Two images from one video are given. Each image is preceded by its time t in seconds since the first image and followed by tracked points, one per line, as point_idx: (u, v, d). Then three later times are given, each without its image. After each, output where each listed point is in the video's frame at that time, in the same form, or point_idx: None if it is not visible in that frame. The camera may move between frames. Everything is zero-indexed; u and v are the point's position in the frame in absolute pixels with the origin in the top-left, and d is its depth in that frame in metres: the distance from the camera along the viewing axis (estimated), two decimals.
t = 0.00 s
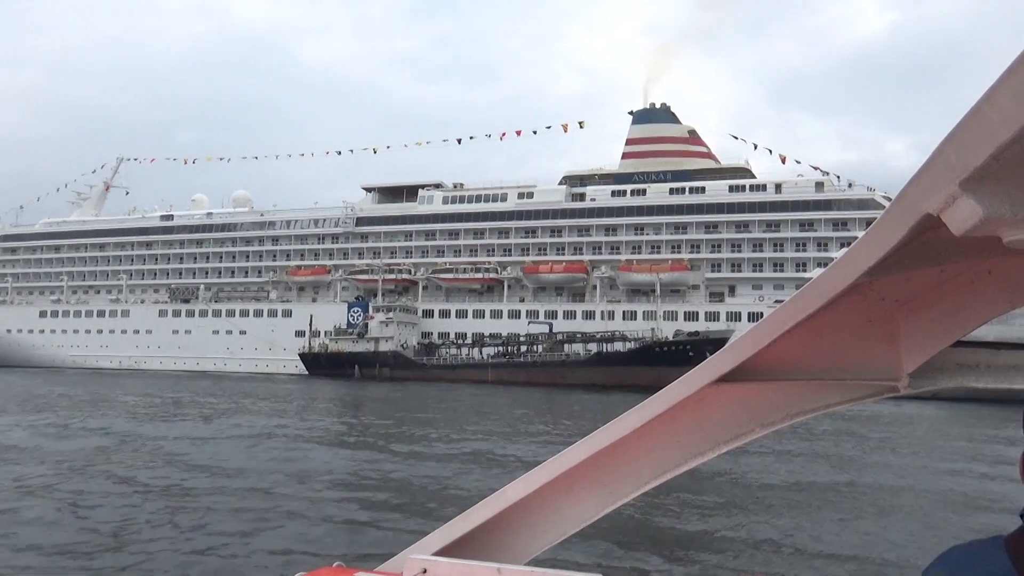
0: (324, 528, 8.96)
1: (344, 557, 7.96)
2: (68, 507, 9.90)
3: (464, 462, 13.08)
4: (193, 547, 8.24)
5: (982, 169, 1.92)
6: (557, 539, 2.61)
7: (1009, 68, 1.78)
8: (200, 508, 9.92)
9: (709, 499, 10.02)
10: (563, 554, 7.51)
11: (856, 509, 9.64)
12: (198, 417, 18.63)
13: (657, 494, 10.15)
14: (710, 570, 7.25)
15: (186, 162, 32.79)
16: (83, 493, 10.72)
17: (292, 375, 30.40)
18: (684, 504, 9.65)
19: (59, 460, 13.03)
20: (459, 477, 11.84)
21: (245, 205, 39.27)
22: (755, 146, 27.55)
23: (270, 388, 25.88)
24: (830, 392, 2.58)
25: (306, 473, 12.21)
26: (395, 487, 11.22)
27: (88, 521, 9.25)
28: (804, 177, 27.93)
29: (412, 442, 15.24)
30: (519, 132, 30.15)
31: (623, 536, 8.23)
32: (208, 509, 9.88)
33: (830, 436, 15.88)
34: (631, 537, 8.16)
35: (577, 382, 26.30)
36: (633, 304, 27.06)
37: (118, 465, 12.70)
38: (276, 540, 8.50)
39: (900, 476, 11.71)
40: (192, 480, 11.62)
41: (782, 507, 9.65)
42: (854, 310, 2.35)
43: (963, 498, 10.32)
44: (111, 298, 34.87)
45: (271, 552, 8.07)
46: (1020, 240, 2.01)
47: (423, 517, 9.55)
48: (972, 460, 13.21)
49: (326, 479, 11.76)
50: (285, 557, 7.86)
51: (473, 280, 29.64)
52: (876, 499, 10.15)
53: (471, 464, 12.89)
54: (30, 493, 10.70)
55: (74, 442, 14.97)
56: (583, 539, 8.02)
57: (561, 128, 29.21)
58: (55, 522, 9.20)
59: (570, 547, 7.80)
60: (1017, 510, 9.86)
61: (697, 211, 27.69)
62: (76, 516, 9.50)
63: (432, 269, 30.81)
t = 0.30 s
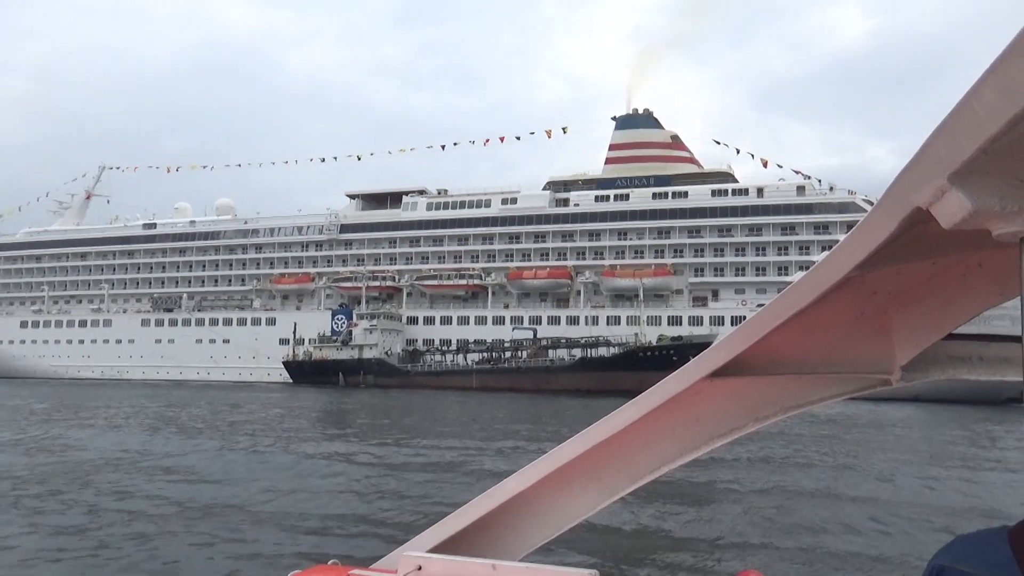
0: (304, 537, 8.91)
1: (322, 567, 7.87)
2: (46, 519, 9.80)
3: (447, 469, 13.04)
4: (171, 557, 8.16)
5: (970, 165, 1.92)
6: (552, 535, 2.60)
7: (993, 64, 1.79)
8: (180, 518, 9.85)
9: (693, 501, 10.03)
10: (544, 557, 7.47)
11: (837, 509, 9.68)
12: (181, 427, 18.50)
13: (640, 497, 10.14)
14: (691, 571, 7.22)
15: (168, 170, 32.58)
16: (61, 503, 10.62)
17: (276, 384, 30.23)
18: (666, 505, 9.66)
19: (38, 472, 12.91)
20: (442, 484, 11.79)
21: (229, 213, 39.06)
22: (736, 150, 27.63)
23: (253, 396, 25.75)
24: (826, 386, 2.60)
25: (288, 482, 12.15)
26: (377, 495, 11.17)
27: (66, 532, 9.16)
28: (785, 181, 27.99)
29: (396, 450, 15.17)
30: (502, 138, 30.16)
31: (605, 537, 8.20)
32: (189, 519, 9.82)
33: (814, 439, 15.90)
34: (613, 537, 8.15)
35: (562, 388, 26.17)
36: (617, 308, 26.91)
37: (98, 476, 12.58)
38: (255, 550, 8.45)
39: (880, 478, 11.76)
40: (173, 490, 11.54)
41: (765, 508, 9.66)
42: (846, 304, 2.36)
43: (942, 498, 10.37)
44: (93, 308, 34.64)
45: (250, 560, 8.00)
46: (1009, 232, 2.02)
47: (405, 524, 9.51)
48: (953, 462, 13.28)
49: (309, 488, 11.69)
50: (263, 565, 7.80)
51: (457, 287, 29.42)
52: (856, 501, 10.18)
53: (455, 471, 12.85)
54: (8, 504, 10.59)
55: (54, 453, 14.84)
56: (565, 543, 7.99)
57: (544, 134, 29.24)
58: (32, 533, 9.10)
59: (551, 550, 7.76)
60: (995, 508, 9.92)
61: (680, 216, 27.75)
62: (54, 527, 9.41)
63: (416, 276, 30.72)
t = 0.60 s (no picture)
0: (284, 548, 8.84)
1: None
2: (25, 532, 9.68)
3: (430, 478, 12.99)
4: (152, 569, 8.08)
5: (964, 161, 1.91)
6: (550, 535, 2.59)
7: (989, 59, 1.77)
8: (159, 530, 9.76)
9: (675, 506, 10.03)
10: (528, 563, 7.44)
11: (817, 513, 9.71)
12: (164, 438, 18.34)
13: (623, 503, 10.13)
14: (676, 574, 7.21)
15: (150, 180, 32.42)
16: (41, 517, 10.50)
17: (259, 394, 30.10)
18: (648, 510, 9.65)
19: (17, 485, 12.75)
20: (424, 494, 11.75)
21: (212, 223, 38.89)
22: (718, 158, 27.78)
23: (236, 407, 25.61)
24: (821, 383, 2.61)
25: (269, 492, 12.07)
26: (359, 505, 11.11)
27: (46, 545, 9.05)
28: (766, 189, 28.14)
29: (380, 459, 15.11)
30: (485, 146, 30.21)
31: (589, 543, 8.17)
32: (168, 530, 9.73)
33: (796, 444, 15.97)
34: (593, 541, 8.14)
35: (545, 397, 26.23)
36: (600, 316, 26.96)
37: (79, 488, 12.45)
38: (233, 561, 8.38)
39: (861, 483, 11.80)
40: (152, 502, 11.44)
41: (746, 513, 9.68)
42: (843, 302, 2.36)
43: (921, 503, 10.42)
44: (74, 319, 34.37)
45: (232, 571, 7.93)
46: (1003, 230, 2.02)
47: (386, 533, 9.47)
48: (933, 466, 13.35)
49: (290, 498, 11.62)
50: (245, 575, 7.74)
51: (440, 296, 29.58)
52: (837, 504, 10.21)
53: (437, 480, 12.80)
54: None
55: (35, 466, 14.67)
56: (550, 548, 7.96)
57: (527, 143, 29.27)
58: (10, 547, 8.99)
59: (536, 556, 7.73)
60: (973, 511, 9.97)
61: (663, 224, 27.86)
62: (33, 541, 9.29)
63: (400, 285, 30.69)
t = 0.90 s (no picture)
0: (263, 555, 8.74)
1: None
2: None
3: (410, 486, 12.87)
4: None
5: (958, 159, 1.89)
6: (546, 535, 2.58)
7: (982, 54, 1.75)
8: (134, 538, 9.62)
9: (654, 511, 9.98)
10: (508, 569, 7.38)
11: (796, 519, 9.67)
12: (143, 446, 18.15)
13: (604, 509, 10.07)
14: None
15: (131, 185, 32.16)
16: (16, 525, 10.35)
17: (240, 402, 29.89)
18: (628, 515, 9.58)
19: None
20: (403, 501, 11.65)
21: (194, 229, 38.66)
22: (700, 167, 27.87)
23: (216, 415, 25.42)
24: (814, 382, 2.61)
25: (247, 500, 11.94)
26: (340, 512, 11.02)
27: (19, 554, 8.91)
28: (748, 197, 28.26)
29: (361, 467, 15.00)
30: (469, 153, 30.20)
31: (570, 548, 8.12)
32: (143, 538, 9.59)
33: (778, 451, 15.99)
34: (570, 544, 8.08)
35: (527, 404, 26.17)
36: (583, 324, 26.91)
37: (56, 496, 12.30)
38: (206, 569, 8.26)
39: (840, 489, 11.78)
40: (129, 510, 11.31)
41: (724, 518, 9.64)
42: (837, 302, 2.35)
43: (900, 509, 10.42)
44: (53, 326, 34.05)
45: None
46: (998, 227, 2.00)
47: (362, 542, 9.36)
48: (913, 473, 13.35)
49: (268, 506, 11.49)
50: None
51: (423, 303, 29.31)
52: (816, 510, 10.18)
53: (418, 488, 12.68)
54: None
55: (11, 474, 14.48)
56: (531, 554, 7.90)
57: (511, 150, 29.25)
58: None
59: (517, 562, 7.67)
60: (951, 517, 9.98)
61: (646, 232, 27.89)
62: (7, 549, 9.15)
63: (383, 292, 30.58)
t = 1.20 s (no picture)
0: (239, 561, 8.68)
1: None
2: None
3: (390, 493, 12.78)
4: None
5: (956, 159, 1.87)
6: (542, 536, 2.57)
7: (982, 53, 1.72)
8: (109, 543, 9.53)
9: (634, 518, 9.93)
10: None
11: (775, 529, 9.65)
12: (121, 450, 18.01)
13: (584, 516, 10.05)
14: None
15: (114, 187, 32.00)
16: None
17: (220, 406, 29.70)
18: (608, 523, 9.54)
19: None
20: (381, 507, 11.55)
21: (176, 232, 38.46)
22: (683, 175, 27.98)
23: (195, 419, 25.27)
24: (809, 384, 2.60)
25: (224, 505, 11.82)
26: (318, 518, 10.95)
27: None
28: (730, 206, 28.37)
29: (340, 473, 14.91)
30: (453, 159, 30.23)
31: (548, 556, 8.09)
32: (117, 543, 9.51)
33: (758, 459, 16.03)
34: (547, 552, 8.02)
35: (507, 411, 26.12)
36: (564, 330, 26.92)
37: (31, 500, 12.18)
38: None
39: (819, 498, 11.77)
40: (104, 514, 11.17)
41: (703, 527, 9.61)
42: (834, 303, 2.34)
43: (878, 518, 10.42)
44: (32, 328, 33.79)
45: None
46: (996, 227, 1.98)
47: (339, 549, 9.27)
48: (892, 483, 13.37)
49: (246, 512, 11.37)
50: None
51: (405, 308, 29.26)
52: (795, 519, 10.16)
53: (397, 495, 12.59)
54: None
55: None
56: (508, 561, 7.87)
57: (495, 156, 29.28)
58: None
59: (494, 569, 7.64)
60: (928, 526, 9.98)
61: (628, 239, 27.95)
62: None
63: (365, 297, 30.49)
